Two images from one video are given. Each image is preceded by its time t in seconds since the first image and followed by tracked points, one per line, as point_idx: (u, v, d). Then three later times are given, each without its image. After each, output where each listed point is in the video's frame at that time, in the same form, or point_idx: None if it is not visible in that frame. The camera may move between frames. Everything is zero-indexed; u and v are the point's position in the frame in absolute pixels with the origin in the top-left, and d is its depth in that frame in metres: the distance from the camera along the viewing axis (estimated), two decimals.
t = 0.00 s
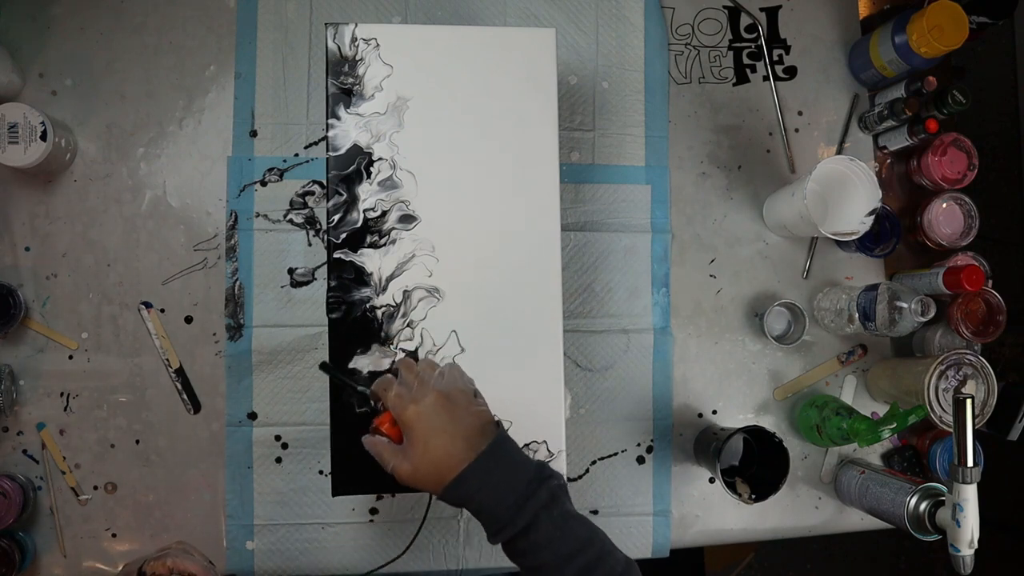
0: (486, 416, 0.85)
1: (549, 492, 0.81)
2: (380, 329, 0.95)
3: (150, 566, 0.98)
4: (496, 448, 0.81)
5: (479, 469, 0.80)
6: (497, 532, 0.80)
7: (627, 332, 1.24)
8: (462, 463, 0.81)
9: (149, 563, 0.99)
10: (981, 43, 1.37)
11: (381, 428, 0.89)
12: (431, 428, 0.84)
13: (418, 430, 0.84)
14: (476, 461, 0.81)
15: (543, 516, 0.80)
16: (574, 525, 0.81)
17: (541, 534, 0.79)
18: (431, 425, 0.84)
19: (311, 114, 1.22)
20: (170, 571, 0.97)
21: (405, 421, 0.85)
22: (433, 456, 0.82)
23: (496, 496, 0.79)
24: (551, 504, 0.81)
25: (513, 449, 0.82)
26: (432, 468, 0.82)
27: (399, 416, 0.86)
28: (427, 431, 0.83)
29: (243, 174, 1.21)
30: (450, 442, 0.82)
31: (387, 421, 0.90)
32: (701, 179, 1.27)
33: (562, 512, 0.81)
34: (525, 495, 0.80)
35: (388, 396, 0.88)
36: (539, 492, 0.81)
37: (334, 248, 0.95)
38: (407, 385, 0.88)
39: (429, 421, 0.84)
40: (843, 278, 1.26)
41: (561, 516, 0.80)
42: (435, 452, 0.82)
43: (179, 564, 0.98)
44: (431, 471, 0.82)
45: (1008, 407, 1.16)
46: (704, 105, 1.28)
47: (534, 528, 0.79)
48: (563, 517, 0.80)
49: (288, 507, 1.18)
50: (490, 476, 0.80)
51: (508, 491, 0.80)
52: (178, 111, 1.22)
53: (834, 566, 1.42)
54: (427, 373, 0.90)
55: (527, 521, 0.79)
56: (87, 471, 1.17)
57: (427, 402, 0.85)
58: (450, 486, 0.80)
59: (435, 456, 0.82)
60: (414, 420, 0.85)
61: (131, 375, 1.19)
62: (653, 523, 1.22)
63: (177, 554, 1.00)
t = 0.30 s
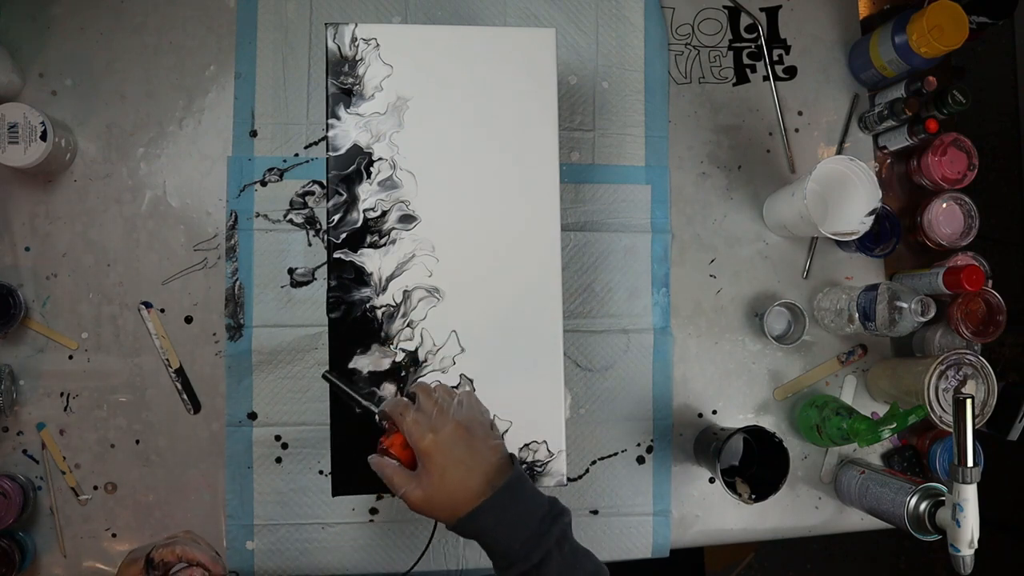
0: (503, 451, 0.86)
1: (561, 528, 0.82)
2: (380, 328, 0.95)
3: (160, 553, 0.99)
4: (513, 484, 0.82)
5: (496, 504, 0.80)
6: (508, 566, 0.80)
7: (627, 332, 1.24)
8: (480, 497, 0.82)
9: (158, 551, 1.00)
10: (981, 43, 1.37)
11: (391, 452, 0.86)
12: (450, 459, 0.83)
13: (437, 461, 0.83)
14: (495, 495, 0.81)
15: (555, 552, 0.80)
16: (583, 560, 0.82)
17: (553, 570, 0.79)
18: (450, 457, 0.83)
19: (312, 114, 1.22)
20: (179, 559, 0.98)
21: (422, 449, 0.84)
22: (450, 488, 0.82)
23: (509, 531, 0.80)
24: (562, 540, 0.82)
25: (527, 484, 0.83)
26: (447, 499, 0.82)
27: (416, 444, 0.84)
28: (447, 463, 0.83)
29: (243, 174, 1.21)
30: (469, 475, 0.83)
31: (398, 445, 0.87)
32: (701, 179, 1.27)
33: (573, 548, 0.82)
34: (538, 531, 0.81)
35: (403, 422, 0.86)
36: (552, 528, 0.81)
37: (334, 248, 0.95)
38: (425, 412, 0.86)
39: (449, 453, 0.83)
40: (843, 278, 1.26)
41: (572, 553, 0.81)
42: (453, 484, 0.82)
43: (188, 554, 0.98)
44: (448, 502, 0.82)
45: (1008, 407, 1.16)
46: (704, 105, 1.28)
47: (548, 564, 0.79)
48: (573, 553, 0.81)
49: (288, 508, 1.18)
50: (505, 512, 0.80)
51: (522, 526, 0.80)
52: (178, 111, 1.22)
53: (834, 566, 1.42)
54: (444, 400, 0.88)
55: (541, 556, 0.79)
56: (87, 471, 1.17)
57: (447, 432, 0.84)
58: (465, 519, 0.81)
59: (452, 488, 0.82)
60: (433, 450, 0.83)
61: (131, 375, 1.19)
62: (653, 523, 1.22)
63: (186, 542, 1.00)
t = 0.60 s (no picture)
0: (489, 422, 0.85)
1: (543, 496, 0.81)
2: (380, 328, 0.95)
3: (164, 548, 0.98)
4: (495, 451, 0.81)
5: (474, 471, 0.79)
6: (489, 533, 0.79)
7: (627, 332, 1.24)
8: (459, 464, 0.81)
9: (162, 546, 0.99)
10: (981, 43, 1.37)
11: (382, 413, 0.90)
12: (436, 424, 0.85)
13: (422, 424, 0.85)
14: (473, 462, 0.80)
15: (537, 519, 0.79)
16: (566, 526, 0.81)
17: (534, 536, 0.78)
18: (436, 422, 0.85)
19: (312, 114, 1.22)
20: (183, 554, 0.98)
21: (410, 413, 0.86)
22: (430, 452, 0.83)
23: (490, 499, 0.79)
24: (544, 507, 0.81)
25: (510, 454, 0.81)
26: (427, 463, 0.82)
27: (405, 405, 0.87)
28: (431, 426, 0.84)
29: (243, 174, 1.21)
30: (451, 440, 0.83)
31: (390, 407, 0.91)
32: (701, 179, 1.27)
33: (555, 514, 0.81)
34: (519, 499, 0.80)
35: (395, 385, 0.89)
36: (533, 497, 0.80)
37: (334, 248, 0.95)
38: (418, 377, 0.89)
39: (435, 418, 0.85)
40: (843, 278, 1.26)
41: (554, 521, 0.80)
42: (434, 449, 0.83)
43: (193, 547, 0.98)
44: (427, 466, 0.82)
45: (1008, 407, 1.16)
46: (704, 105, 1.28)
47: (528, 531, 0.78)
48: (556, 518, 0.80)
49: (288, 507, 1.18)
50: (485, 480, 0.79)
51: (502, 493, 0.79)
52: (178, 111, 1.22)
53: (834, 566, 1.42)
54: (439, 367, 0.90)
55: (521, 523, 0.79)
56: (87, 471, 1.17)
57: (435, 397, 0.86)
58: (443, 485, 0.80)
59: (433, 452, 0.83)
60: (419, 413, 0.86)
61: (131, 375, 1.19)
62: (653, 523, 1.22)
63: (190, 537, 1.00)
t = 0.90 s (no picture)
0: (465, 414, 0.86)
1: (524, 486, 0.81)
2: (380, 328, 0.95)
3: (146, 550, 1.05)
4: (472, 442, 0.82)
5: (454, 462, 0.80)
6: (472, 525, 0.79)
7: (627, 332, 1.24)
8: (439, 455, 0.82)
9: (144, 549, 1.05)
10: (981, 43, 1.37)
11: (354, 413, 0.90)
12: (411, 417, 0.85)
13: (397, 420, 0.85)
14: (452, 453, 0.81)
15: (519, 509, 0.80)
16: (549, 517, 0.81)
17: (517, 526, 0.79)
18: (410, 416, 0.85)
19: (311, 114, 1.22)
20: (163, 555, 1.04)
21: (383, 409, 0.86)
22: (410, 445, 0.84)
23: (469, 490, 0.79)
24: (526, 498, 0.81)
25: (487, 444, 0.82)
26: (407, 457, 0.84)
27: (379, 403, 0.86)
28: (407, 421, 0.85)
29: (243, 174, 1.21)
30: (428, 434, 0.84)
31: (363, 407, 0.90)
32: (701, 179, 1.27)
33: (537, 505, 0.81)
34: (498, 489, 0.80)
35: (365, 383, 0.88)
36: (513, 486, 0.80)
37: (334, 248, 0.95)
38: (388, 372, 0.89)
39: (408, 412, 0.85)
40: (843, 278, 1.26)
41: (535, 509, 0.81)
42: (412, 443, 0.84)
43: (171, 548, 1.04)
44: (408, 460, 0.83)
45: (1008, 407, 1.16)
46: (704, 105, 1.28)
47: (510, 521, 0.79)
48: (538, 509, 0.81)
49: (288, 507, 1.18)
50: (464, 471, 0.80)
51: (482, 484, 0.80)
52: (178, 111, 1.22)
53: (834, 566, 1.42)
54: (410, 363, 0.90)
55: (504, 513, 0.79)
56: (87, 471, 1.17)
57: (409, 392, 0.86)
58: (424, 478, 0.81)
59: (412, 446, 0.83)
60: (392, 409, 0.86)
61: (131, 375, 1.19)
62: (653, 523, 1.22)
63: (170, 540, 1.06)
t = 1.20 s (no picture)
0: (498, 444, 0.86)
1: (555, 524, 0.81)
2: (380, 328, 0.95)
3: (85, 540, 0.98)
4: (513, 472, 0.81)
5: (496, 492, 0.79)
6: (502, 561, 0.78)
7: (627, 332, 1.24)
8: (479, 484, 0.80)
9: (83, 537, 0.99)
10: (981, 43, 1.37)
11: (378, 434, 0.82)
12: (450, 443, 0.82)
13: (436, 444, 0.81)
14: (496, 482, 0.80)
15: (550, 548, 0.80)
16: (573, 560, 0.81)
17: (547, 566, 0.78)
18: (451, 441, 0.82)
19: (311, 114, 1.22)
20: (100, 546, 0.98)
21: (420, 432, 0.82)
22: (449, 471, 0.81)
23: (507, 524, 0.78)
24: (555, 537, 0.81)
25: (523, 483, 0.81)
26: (444, 485, 0.80)
27: (415, 425, 0.82)
28: (447, 446, 0.82)
29: (243, 174, 1.21)
30: (470, 460, 0.82)
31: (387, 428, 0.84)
32: (701, 179, 1.27)
33: (564, 546, 0.82)
34: (534, 525, 0.79)
35: (399, 403, 0.83)
36: (547, 523, 0.80)
37: (334, 248, 0.95)
38: (423, 396, 0.85)
39: (449, 436, 0.82)
40: (843, 278, 1.26)
41: (563, 547, 0.81)
42: (452, 469, 0.81)
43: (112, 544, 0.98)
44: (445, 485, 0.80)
45: (1008, 407, 1.16)
46: (704, 105, 1.28)
47: (541, 560, 0.78)
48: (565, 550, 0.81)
49: (288, 507, 1.18)
50: (505, 503, 0.78)
51: (519, 518, 0.79)
52: (178, 111, 1.22)
53: (834, 565, 1.42)
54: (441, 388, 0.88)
55: (536, 551, 0.78)
56: (87, 471, 1.17)
57: (449, 416, 0.84)
58: (464, 506, 0.78)
59: (453, 471, 0.80)
60: (431, 433, 0.82)
61: (131, 375, 1.19)
62: (653, 524, 1.22)
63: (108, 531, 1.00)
